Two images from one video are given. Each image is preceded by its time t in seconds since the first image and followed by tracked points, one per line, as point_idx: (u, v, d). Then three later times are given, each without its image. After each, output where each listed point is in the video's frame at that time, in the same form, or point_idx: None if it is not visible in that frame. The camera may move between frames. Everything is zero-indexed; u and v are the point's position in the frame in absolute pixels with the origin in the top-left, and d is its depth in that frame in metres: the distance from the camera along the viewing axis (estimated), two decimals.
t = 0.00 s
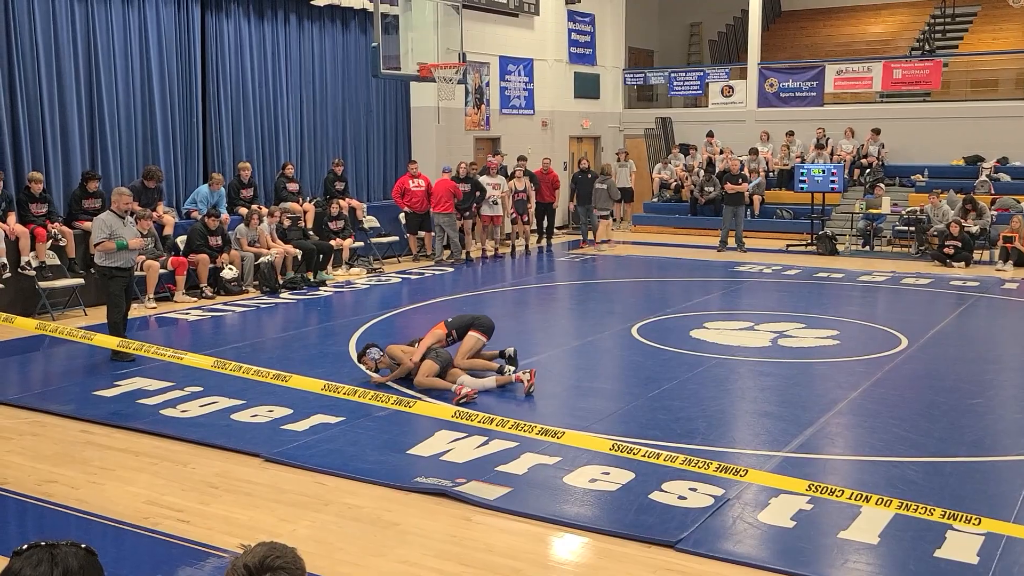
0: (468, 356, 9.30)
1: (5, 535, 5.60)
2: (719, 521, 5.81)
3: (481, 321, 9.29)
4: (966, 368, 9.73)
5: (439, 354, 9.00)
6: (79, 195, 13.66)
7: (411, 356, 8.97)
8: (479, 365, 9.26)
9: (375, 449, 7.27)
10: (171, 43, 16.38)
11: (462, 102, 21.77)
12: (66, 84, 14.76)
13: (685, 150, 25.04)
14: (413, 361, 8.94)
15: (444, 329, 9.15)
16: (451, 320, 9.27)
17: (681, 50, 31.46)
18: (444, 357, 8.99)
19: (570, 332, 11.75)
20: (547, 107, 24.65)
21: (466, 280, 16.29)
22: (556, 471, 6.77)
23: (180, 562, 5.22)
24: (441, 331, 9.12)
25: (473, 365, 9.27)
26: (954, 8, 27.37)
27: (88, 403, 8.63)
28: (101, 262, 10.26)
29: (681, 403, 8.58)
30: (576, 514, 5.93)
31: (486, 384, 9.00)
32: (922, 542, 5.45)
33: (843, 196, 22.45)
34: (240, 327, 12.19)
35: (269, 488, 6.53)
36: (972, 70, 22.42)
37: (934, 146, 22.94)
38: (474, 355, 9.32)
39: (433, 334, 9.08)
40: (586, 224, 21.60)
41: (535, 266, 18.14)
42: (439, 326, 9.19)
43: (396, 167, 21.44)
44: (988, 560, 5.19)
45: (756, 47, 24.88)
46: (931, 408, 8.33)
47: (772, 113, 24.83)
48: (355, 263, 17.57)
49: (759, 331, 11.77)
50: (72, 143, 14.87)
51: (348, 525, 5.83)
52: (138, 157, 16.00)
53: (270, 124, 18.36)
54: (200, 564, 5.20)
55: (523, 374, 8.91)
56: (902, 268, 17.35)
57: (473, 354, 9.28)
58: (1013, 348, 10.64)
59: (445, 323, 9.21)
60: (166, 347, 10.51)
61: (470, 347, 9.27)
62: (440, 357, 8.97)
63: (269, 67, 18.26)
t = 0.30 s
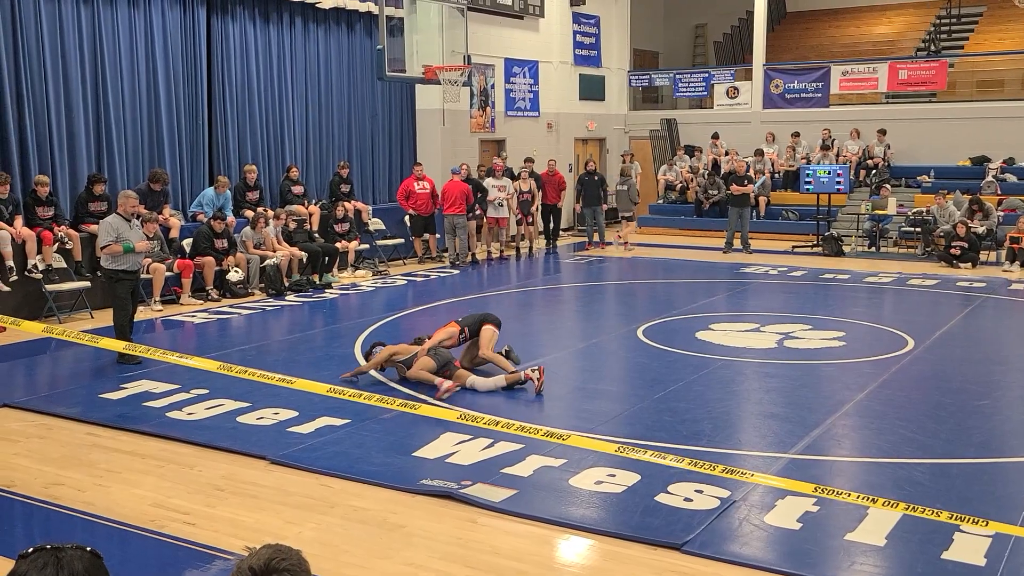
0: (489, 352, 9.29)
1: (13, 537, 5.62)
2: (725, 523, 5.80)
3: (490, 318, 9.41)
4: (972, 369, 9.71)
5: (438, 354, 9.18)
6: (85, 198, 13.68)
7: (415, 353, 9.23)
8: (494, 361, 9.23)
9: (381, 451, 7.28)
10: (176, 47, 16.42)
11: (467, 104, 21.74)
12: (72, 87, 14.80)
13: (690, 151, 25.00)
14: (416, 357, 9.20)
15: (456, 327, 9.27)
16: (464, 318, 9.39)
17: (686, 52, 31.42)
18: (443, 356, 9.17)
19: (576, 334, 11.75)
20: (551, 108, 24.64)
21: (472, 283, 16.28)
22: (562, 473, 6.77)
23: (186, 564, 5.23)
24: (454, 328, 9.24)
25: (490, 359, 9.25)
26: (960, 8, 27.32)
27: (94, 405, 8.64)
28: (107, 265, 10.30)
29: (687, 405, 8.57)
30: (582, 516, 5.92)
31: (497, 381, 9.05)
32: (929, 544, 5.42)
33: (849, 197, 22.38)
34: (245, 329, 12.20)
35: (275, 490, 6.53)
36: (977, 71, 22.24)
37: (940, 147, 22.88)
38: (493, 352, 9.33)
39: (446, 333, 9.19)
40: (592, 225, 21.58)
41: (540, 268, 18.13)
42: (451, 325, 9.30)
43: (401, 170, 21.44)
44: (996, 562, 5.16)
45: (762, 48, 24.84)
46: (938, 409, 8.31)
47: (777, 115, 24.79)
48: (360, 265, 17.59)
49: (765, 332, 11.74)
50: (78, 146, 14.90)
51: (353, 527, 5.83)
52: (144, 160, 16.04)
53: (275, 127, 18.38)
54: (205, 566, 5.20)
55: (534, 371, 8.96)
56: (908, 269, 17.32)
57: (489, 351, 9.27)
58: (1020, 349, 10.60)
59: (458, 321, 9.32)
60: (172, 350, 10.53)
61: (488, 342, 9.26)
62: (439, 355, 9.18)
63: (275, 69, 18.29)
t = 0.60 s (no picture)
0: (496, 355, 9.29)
1: (18, 539, 5.62)
2: (730, 524, 5.79)
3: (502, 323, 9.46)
4: (978, 370, 9.68)
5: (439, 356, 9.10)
6: (90, 201, 13.73)
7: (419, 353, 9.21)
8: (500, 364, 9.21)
9: (386, 453, 7.27)
10: (181, 50, 16.45)
11: (471, 106, 21.76)
12: (77, 90, 14.83)
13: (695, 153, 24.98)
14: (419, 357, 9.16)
15: (467, 329, 9.20)
16: (477, 321, 9.41)
17: (690, 53, 31.42)
18: (443, 359, 9.10)
19: (580, 336, 11.74)
20: (556, 110, 24.64)
21: (476, 284, 16.27)
22: (566, 475, 6.75)
23: (190, 566, 5.23)
24: (464, 329, 9.18)
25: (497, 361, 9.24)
26: (964, 9, 27.33)
27: (99, 408, 8.65)
28: (112, 267, 10.32)
29: (692, 406, 8.56)
30: (587, 518, 5.91)
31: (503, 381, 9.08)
32: (936, 545, 5.41)
33: (854, 198, 22.35)
34: (250, 332, 12.20)
35: (279, 492, 6.53)
36: (982, 71, 22.26)
37: (945, 148, 22.87)
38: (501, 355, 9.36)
39: (455, 333, 9.11)
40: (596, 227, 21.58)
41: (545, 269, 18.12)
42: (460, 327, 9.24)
43: (405, 172, 21.46)
44: (1003, 563, 5.14)
45: (766, 50, 24.83)
46: (944, 409, 8.29)
47: (782, 115, 24.76)
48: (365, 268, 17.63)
49: (770, 333, 11.74)
50: (84, 149, 14.96)
51: (358, 529, 5.82)
52: (149, 163, 16.07)
53: (279, 129, 18.41)
54: (210, 568, 5.20)
55: (538, 373, 8.99)
56: (914, 270, 17.29)
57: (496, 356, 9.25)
58: None
59: (469, 323, 9.31)
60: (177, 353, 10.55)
61: (496, 346, 9.30)
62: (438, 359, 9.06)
63: (279, 72, 18.34)
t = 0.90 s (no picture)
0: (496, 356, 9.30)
1: (22, 540, 5.64)
2: (735, 525, 5.78)
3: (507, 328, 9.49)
4: (983, 371, 9.67)
5: (440, 358, 9.11)
6: (94, 203, 13.76)
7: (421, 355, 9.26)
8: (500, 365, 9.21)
9: (390, 455, 7.28)
10: (184, 52, 16.47)
11: (475, 107, 21.79)
12: (81, 91, 14.87)
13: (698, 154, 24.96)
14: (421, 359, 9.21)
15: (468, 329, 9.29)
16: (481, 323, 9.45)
17: (694, 54, 31.41)
18: (444, 361, 9.09)
19: (584, 337, 11.74)
20: (559, 111, 24.65)
21: (480, 285, 16.26)
22: (571, 476, 6.76)
23: (195, 568, 5.23)
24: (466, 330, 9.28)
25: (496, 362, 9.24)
26: (969, 9, 27.32)
27: (104, 409, 8.66)
28: (118, 268, 10.34)
29: (697, 407, 8.56)
30: (591, 519, 5.91)
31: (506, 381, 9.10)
32: (940, 547, 5.40)
33: (858, 199, 22.32)
34: (255, 333, 12.21)
35: (284, 493, 6.54)
36: (986, 71, 22.22)
37: (949, 149, 22.83)
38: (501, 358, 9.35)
39: (456, 332, 9.23)
40: (600, 228, 21.57)
41: (550, 271, 18.12)
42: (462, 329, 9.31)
43: (409, 174, 21.47)
44: (1008, 565, 5.13)
45: (770, 51, 24.81)
46: (949, 411, 8.27)
47: (786, 116, 24.74)
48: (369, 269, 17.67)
49: (774, 334, 11.73)
50: (88, 151, 14.99)
51: (362, 530, 5.83)
52: (153, 164, 16.11)
53: (283, 130, 18.42)
54: (214, 570, 5.20)
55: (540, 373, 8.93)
56: (918, 271, 17.27)
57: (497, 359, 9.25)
58: None
59: (473, 326, 9.39)
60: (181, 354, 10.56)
61: (494, 348, 9.32)
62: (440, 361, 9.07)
63: (283, 73, 18.35)
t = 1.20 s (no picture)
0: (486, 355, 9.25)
1: (27, 540, 5.64)
2: (738, 525, 5.78)
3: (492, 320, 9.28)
4: (986, 370, 9.65)
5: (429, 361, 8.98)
6: (97, 203, 13.79)
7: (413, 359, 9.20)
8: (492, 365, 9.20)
9: (393, 454, 7.28)
10: (188, 52, 16.49)
11: (478, 107, 21.80)
12: (85, 91, 14.88)
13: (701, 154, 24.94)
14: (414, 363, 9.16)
15: (451, 327, 9.13)
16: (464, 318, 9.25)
17: (697, 53, 31.39)
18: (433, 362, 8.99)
19: (588, 336, 11.73)
20: (562, 111, 24.66)
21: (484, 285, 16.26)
22: (574, 476, 6.75)
23: (199, 567, 5.23)
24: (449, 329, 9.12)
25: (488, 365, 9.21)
26: (972, 8, 27.30)
27: (107, 409, 8.67)
28: (124, 267, 10.31)
29: (700, 406, 8.55)
30: (595, 519, 5.91)
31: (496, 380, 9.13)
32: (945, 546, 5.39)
33: (861, 198, 22.30)
34: (258, 333, 12.22)
35: (287, 493, 6.53)
36: (989, 70, 22.19)
37: (952, 148, 22.81)
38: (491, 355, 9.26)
39: (441, 334, 9.05)
40: (603, 229, 21.56)
41: (553, 270, 18.12)
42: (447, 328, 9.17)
43: (412, 173, 21.48)
44: (1013, 565, 5.12)
45: (773, 50, 24.78)
46: (953, 410, 8.25)
47: (789, 116, 24.72)
48: (372, 269, 17.68)
49: (778, 333, 11.72)
50: (92, 151, 15.01)
51: (365, 530, 5.83)
52: (156, 164, 16.13)
53: (286, 130, 18.43)
54: (218, 569, 5.20)
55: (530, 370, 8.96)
56: (921, 270, 17.25)
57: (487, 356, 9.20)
58: None
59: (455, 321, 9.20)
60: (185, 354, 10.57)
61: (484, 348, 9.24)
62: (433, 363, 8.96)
63: (286, 73, 18.36)
